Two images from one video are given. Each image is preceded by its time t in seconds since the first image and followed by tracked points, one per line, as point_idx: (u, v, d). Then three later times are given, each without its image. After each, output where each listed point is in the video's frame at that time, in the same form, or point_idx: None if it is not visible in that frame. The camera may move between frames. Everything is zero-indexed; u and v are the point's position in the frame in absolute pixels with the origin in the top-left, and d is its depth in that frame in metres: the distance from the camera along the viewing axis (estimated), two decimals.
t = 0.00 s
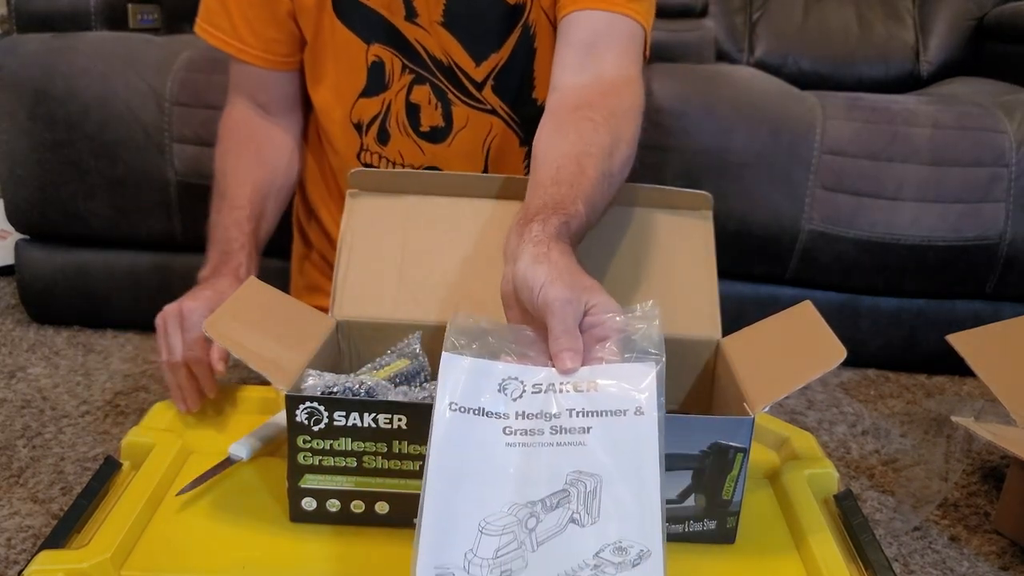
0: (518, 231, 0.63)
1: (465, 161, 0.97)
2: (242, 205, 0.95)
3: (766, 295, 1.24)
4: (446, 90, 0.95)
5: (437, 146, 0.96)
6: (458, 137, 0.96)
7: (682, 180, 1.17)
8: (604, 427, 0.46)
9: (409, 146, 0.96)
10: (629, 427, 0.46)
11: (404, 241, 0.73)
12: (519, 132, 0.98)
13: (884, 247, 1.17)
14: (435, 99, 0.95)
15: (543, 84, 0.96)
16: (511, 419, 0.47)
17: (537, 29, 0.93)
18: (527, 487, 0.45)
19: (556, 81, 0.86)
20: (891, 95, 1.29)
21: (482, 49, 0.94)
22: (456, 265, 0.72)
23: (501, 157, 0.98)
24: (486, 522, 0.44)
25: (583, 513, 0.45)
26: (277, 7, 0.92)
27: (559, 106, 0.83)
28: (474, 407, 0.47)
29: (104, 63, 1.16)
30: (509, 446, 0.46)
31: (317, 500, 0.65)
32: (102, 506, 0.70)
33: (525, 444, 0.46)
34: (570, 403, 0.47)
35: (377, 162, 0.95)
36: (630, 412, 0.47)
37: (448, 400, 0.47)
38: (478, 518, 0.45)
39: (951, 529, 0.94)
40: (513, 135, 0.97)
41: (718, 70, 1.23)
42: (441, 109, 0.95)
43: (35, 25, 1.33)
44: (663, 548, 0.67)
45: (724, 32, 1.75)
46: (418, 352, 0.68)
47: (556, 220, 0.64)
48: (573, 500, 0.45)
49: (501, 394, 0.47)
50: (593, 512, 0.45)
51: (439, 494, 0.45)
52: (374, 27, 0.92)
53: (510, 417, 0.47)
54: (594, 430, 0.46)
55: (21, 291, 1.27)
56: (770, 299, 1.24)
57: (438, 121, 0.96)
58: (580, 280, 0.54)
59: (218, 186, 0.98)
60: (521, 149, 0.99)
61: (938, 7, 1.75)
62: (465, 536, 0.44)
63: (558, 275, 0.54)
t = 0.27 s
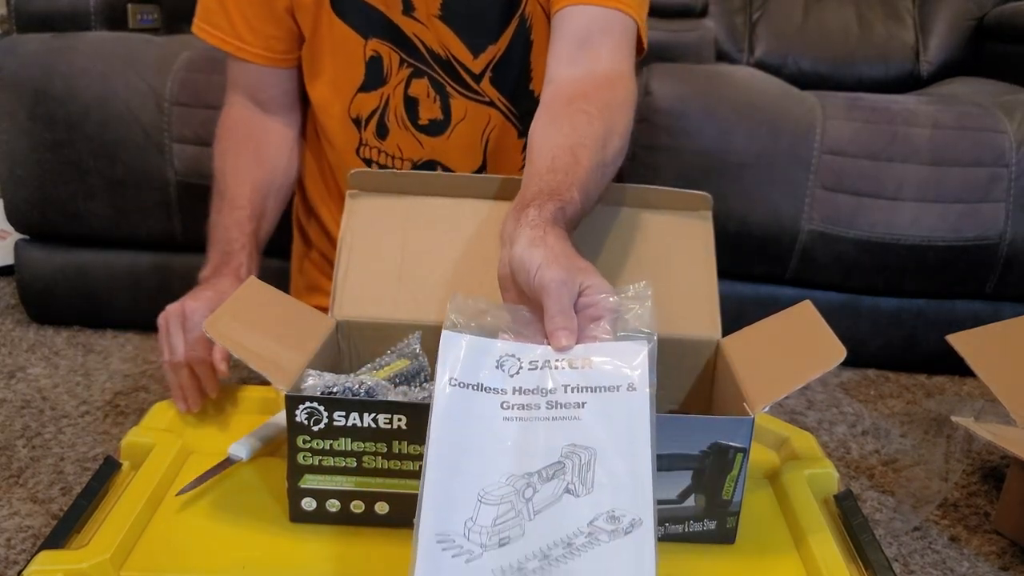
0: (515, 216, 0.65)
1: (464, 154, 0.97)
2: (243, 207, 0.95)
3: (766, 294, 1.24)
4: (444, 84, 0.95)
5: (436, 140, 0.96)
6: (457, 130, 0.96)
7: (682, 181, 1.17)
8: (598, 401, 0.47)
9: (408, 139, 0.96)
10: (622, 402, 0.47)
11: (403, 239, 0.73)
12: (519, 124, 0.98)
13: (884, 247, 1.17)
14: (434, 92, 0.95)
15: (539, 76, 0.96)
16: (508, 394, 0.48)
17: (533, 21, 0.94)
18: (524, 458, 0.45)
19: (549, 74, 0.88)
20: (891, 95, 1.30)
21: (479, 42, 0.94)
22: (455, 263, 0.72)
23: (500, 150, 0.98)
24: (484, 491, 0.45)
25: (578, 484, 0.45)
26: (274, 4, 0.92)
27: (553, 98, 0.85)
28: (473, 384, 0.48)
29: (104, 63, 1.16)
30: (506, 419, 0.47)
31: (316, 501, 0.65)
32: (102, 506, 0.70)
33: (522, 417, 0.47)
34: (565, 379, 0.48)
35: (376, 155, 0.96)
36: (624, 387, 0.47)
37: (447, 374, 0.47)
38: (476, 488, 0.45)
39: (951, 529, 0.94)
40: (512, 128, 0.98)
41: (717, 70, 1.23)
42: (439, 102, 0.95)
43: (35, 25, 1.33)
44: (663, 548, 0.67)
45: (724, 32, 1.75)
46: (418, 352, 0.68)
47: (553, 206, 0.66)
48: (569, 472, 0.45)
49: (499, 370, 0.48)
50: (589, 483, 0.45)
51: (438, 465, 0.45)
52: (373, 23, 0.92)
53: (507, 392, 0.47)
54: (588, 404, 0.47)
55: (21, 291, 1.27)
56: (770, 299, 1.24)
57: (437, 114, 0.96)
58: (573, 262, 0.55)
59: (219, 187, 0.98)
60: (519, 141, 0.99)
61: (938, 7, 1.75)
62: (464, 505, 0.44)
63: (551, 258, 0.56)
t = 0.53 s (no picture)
0: (516, 194, 0.73)
1: (465, 148, 0.97)
2: (246, 208, 0.96)
3: (766, 294, 1.24)
4: (444, 77, 0.95)
5: (437, 133, 0.96)
6: (458, 122, 0.96)
7: (682, 181, 1.17)
8: (596, 360, 0.51)
9: (408, 134, 0.96)
10: (618, 360, 0.51)
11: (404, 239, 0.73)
12: (518, 115, 0.98)
13: (883, 247, 1.17)
14: (434, 86, 0.95)
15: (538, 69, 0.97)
16: (512, 355, 0.52)
17: (531, 15, 0.94)
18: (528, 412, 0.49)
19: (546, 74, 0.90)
20: (891, 95, 1.30)
21: (479, 35, 0.94)
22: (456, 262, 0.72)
23: (500, 142, 0.98)
24: (491, 442, 0.49)
25: (579, 436, 0.49)
26: (273, 3, 0.92)
27: (550, 97, 0.87)
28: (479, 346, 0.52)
29: (104, 63, 1.16)
30: (510, 378, 0.51)
31: (316, 500, 0.65)
32: (103, 506, 0.71)
33: (525, 375, 0.51)
34: (565, 341, 0.52)
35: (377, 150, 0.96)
36: (620, 347, 0.52)
37: (455, 336, 0.52)
38: (484, 440, 0.49)
39: (951, 529, 0.94)
40: (512, 119, 0.98)
41: (718, 70, 1.22)
42: (440, 96, 0.95)
43: (35, 26, 1.33)
44: (663, 548, 0.67)
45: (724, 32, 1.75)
46: (418, 353, 0.68)
47: (553, 185, 0.74)
48: (570, 426, 0.49)
49: (504, 333, 0.53)
50: (588, 435, 0.49)
51: (448, 418, 0.49)
52: (372, 19, 0.92)
53: (510, 352, 0.52)
54: (588, 362, 0.51)
55: (21, 291, 1.27)
56: (770, 299, 1.24)
57: (437, 107, 0.96)
58: (573, 238, 0.64)
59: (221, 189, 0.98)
60: (519, 133, 0.99)
61: (938, 7, 1.75)
62: (472, 454, 0.49)
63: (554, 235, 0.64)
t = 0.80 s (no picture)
0: (520, 184, 0.74)
1: (466, 144, 0.97)
2: (247, 208, 0.96)
3: (766, 294, 1.24)
4: (445, 74, 0.95)
5: (438, 130, 0.96)
6: (460, 118, 0.96)
7: (682, 181, 1.17)
8: (599, 341, 0.53)
9: (410, 131, 0.96)
10: (620, 342, 0.53)
11: (405, 240, 0.73)
12: (519, 111, 0.98)
13: (883, 247, 1.17)
14: (435, 83, 0.95)
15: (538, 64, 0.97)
16: (518, 337, 0.54)
17: (531, 13, 0.95)
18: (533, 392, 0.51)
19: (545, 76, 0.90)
20: (891, 95, 1.30)
21: (479, 32, 0.94)
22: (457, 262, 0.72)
23: (502, 137, 0.98)
24: (499, 421, 0.50)
25: (583, 415, 0.51)
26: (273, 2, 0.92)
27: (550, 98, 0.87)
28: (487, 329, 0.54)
29: (104, 63, 1.16)
30: (517, 359, 0.53)
31: (316, 500, 0.65)
32: (102, 506, 0.71)
33: (531, 356, 0.53)
34: (569, 323, 0.54)
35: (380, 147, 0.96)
36: (621, 330, 0.54)
37: (464, 319, 0.54)
38: (492, 419, 0.50)
39: (951, 529, 0.94)
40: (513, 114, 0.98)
41: (718, 70, 1.22)
42: (441, 92, 0.95)
43: (35, 26, 1.33)
44: (663, 548, 0.67)
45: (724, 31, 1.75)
46: (417, 353, 0.68)
47: (554, 176, 0.74)
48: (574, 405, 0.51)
49: (510, 316, 0.55)
50: (592, 414, 0.51)
51: (458, 398, 0.51)
52: (372, 18, 0.92)
53: (516, 334, 0.54)
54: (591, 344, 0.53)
55: (21, 291, 1.27)
56: (770, 299, 1.24)
57: (439, 104, 0.96)
58: (576, 226, 0.65)
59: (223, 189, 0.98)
60: (520, 127, 0.99)
61: (938, 7, 1.75)
62: (481, 432, 0.50)
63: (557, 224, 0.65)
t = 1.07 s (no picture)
0: (519, 181, 0.73)
1: (467, 141, 0.97)
2: (247, 207, 0.96)
3: (767, 293, 1.24)
4: (445, 71, 0.95)
5: (439, 127, 0.96)
6: (461, 114, 0.96)
7: (682, 180, 1.16)
8: (599, 332, 0.54)
9: (411, 129, 0.96)
10: (619, 333, 0.54)
11: (405, 240, 0.73)
12: (519, 107, 0.98)
13: (885, 247, 1.17)
14: (435, 80, 0.95)
15: (539, 61, 0.97)
16: (520, 329, 0.54)
17: (531, 10, 0.95)
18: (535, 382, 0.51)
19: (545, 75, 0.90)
20: (892, 93, 1.29)
21: (481, 28, 0.94)
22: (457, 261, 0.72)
23: (502, 134, 0.98)
24: (502, 410, 0.50)
25: (584, 404, 0.51)
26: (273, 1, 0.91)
27: (549, 97, 0.87)
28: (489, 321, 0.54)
29: (102, 62, 1.15)
30: (518, 349, 0.53)
31: (315, 501, 0.65)
32: (100, 506, 0.70)
33: (533, 347, 0.53)
34: (570, 315, 0.55)
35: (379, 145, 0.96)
36: (621, 321, 0.54)
37: (466, 311, 0.54)
38: (494, 408, 0.50)
39: (952, 530, 0.93)
40: (513, 111, 0.98)
41: (719, 68, 1.22)
42: (441, 90, 0.95)
43: (32, 24, 1.33)
44: (663, 549, 0.67)
45: (725, 29, 1.74)
46: (417, 352, 0.68)
47: (554, 173, 0.74)
48: (575, 394, 0.51)
49: (512, 309, 0.55)
50: (592, 402, 0.51)
51: (461, 388, 0.51)
52: (372, 15, 0.92)
53: (518, 326, 0.54)
54: (591, 334, 0.54)
55: (18, 291, 1.27)
56: (771, 299, 1.24)
57: (440, 101, 0.95)
58: (575, 220, 0.65)
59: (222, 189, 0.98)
60: (520, 124, 0.98)
61: (939, 6, 1.75)
62: (484, 421, 0.50)
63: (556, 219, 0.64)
